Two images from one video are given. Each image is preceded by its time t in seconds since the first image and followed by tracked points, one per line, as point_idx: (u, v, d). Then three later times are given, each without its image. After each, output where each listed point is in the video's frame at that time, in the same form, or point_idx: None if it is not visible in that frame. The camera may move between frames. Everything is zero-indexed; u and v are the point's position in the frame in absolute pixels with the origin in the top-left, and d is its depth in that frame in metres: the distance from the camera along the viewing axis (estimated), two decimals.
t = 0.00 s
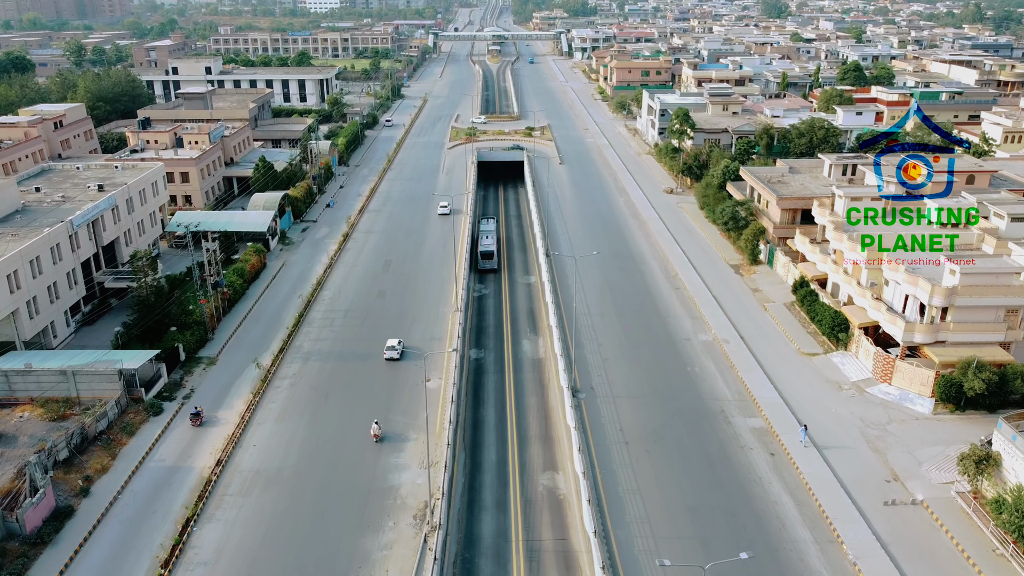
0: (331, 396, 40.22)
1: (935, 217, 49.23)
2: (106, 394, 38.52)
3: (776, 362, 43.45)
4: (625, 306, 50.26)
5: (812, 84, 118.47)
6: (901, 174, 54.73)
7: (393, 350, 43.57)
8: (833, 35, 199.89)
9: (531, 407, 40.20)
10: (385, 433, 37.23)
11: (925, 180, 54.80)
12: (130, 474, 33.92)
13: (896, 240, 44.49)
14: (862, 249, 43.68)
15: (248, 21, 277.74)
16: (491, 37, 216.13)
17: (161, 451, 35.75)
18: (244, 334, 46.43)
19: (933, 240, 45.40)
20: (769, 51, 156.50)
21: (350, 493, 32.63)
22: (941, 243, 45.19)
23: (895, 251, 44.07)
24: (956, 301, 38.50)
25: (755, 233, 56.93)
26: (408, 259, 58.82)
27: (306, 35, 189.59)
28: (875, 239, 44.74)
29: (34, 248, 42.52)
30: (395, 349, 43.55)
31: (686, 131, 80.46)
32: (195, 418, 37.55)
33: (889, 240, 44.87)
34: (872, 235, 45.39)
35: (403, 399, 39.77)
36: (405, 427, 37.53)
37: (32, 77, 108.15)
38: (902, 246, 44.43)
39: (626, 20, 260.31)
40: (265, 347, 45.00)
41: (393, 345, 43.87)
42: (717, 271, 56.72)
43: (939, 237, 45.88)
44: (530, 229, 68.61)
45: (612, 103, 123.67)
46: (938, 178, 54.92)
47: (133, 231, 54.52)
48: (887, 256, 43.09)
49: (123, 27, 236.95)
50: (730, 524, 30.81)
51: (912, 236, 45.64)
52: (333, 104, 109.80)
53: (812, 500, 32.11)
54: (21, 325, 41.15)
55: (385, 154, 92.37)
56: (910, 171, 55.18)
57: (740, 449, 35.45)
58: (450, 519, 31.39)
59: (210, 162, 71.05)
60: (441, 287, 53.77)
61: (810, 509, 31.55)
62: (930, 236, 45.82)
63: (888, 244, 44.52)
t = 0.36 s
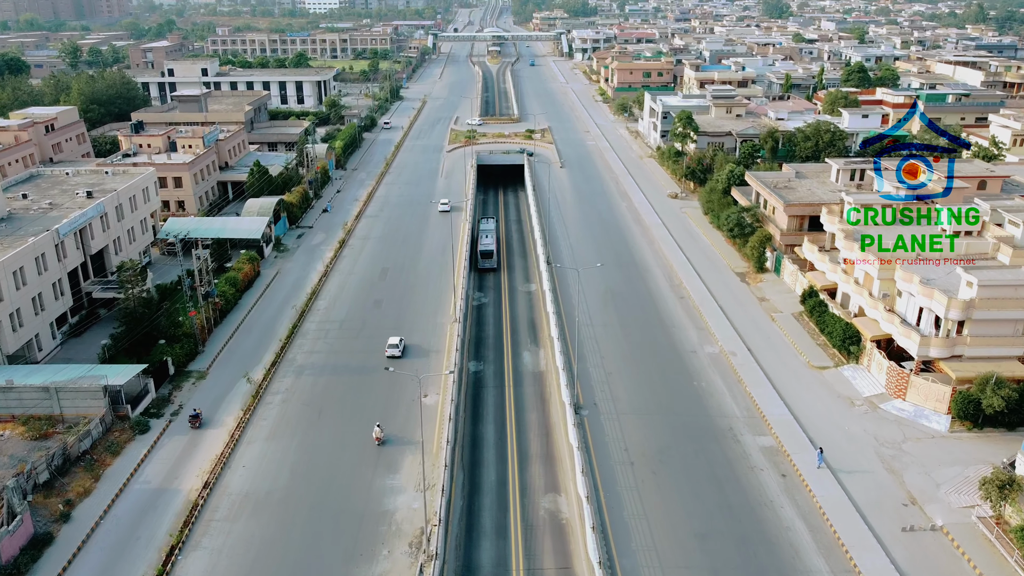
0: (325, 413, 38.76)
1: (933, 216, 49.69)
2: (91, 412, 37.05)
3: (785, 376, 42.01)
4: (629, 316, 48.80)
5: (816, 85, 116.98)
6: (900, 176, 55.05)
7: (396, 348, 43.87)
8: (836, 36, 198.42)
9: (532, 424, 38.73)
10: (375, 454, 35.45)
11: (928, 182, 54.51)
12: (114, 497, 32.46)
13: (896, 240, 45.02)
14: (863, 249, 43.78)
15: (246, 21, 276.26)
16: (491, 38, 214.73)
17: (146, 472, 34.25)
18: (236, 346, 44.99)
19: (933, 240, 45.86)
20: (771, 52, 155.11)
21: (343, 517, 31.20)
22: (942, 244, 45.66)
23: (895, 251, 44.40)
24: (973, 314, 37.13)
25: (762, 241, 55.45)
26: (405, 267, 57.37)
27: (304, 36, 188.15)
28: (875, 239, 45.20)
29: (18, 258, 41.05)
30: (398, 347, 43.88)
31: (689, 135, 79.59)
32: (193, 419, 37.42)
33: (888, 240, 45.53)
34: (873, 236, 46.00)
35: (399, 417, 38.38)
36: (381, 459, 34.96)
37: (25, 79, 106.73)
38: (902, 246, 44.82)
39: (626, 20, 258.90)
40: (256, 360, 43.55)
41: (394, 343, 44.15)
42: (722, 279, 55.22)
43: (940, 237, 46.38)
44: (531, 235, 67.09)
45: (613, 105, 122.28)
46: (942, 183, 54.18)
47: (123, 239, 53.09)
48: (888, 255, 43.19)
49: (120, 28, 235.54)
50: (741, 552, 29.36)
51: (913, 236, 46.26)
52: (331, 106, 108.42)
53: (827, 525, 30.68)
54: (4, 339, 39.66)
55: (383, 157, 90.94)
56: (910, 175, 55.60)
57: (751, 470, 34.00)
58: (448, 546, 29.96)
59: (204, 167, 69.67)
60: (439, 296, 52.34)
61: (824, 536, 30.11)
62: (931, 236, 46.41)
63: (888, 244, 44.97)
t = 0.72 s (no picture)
0: (317, 433, 37.26)
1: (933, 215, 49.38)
2: (74, 432, 35.64)
3: (795, 392, 40.58)
4: (633, 329, 47.37)
5: (820, 87, 115.56)
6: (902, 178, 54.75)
7: (398, 346, 44.25)
8: (839, 37, 197.12)
9: (533, 444, 37.24)
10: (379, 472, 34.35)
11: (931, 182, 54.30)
12: (96, 524, 31.01)
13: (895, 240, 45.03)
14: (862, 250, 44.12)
15: (245, 23, 274.86)
16: (491, 39, 213.38)
17: (131, 497, 32.79)
18: (226, 361, 43.54)
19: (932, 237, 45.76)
20: (774, 53, 153.76)
21: (336, 546, 29.75)
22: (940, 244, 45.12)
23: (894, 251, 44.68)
24: (992, 330, 35.75)
25: (769, 249, 53.94)
26: (403, 276, 55.96)
27: (302, 37, 186.80)
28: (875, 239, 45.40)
29: None
30: (400, 344, 44.25)
31: (692, 139, 77.87)
32: (192, 422, 37.38)
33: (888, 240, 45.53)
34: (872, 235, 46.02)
35: (395, 437, 36.94)
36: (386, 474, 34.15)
37: (19, 82, 105.26)
38: (902, 247, 44.93)
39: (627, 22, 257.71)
40: (248, 376, 42.13)
41: (395, 340, 44.55)
42: (728, 288, 53.79)
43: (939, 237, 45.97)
44: (532, 242, 65.73)
45: (614, 107, 120.87)
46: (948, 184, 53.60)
47: (112, 248, 51.65)
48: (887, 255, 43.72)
49: (117, 29, 234.16)
50: None
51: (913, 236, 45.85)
52: (329, 109, 107.06)
53: (843, 555, 29.21)
54: None
55: (381, 161, 89.51)
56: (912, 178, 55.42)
57: (762, 494, 32.54)
58: None
59: (197, 172, 68.25)
60: (437, 307, 50.92)
61: (841, 567, 28.63)
62: (930, 236, 45.90)
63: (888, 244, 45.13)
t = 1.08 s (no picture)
0: (309, 452, 35.78)
1: (935, 215, 48.80)
2: (55, 453, 34.22)
3: (806, 409, 39.09)
4: (637, 341, 45.88)
5: (824, 89, 114.24)
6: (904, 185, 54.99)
7: (399, 343, 44.58)
8: (841, 38, 195.83)
9: (534, 464, 35.76)
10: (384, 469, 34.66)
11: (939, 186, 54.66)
12: (75, 552, 29.57)
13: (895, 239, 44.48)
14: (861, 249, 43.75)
15: (244, 24, 273.61)
16: (491, 41, 212.06)
17: (113, 522, 31.33)
18: (216, 376, 42.08)
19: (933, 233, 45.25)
20: (776, 54, 152.41)
21: None
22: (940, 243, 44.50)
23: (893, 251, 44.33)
24: (1013, 346, 34.23)
25: (776, 257, 52.42)
26: (400, 285, 54.52)
27: (301, 38, 185.52)
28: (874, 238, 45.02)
29: None
30: (401, 343, 44.52)
31: (696, 142, 76.96)
32: (191, 424, 37.18)
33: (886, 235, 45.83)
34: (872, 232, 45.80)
35: (391, 455, 35.64)
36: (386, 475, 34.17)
37: (12, 84, 103.86)
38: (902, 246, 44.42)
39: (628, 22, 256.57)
40: (238, 392, 40.66)
41: (397, 339, 44.89)
42: (734, 298, 52.33)
43: (940, 237, 45.31)
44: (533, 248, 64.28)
45: (615, 109, 119.49)
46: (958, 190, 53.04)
47: (101, 257, 50.13)
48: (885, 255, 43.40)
49: (115, 30, 232.93)
50: None
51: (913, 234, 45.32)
52: (326, 112, 105.73)
53: None
54: None
55: (379, 165, 88.09)
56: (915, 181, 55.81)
57: (775, 520, 31.06)
58: None
59: (191, 177, 66.78)
60: (435, 318, 49.48)
61: None
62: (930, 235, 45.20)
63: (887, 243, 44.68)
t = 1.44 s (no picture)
0: (300, 475, 34.30)
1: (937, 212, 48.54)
2: (35, 476, 32.76)
3: (818, 427, 37.60)
4: (641, 355, 44.40)
5: (828, 91, 112.78)
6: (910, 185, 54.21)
7: (400, 342, 44.89)
8: (844, 38, 194.42)
9: (534, 486, 34.28)
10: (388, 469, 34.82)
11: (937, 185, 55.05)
12: None
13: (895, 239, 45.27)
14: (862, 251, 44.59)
15: (243, 25, 272.30)
16: (491, 42, 210.68)
17: (93, 551, 29.88)
18: (205, 393, 40.62)
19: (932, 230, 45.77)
20: (779, 55, 151.05)
21: None
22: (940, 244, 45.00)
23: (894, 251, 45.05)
24: None
25: (784, 266, 50.96)
26: (396, 295, 53.07)
27: (298, 40, 184.19)
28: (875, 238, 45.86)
29: None
30: (401, 341, 44.84)
31: (699, 146, 75.15)
32: (191, 426, 36.98)
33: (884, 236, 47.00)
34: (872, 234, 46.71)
35: (384, 478, 34.17)
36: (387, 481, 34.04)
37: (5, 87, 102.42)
38: (902, 247, 45.22)
39: (629, 23, 255.31)
40: (228, 410, 39.22)
41: (398, 337, 45.26)
42: (741, 308, 50.84)
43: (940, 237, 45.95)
44: (534, 256, 62.83)
45: (617, 111, 118.05)
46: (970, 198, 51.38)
47: (89, 266, 48.60)
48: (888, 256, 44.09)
49: (112, 31, 231.76)
50: None
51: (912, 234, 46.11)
52: (323, 115, 104.33)
53: None
54: None
55: (376, 169, 86.61)
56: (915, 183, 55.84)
57: (788, 548, 29.58)
58: None
59: (184, 183, 65.35)
60: (432, 331, 48.01)
61: None
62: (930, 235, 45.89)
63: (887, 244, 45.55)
